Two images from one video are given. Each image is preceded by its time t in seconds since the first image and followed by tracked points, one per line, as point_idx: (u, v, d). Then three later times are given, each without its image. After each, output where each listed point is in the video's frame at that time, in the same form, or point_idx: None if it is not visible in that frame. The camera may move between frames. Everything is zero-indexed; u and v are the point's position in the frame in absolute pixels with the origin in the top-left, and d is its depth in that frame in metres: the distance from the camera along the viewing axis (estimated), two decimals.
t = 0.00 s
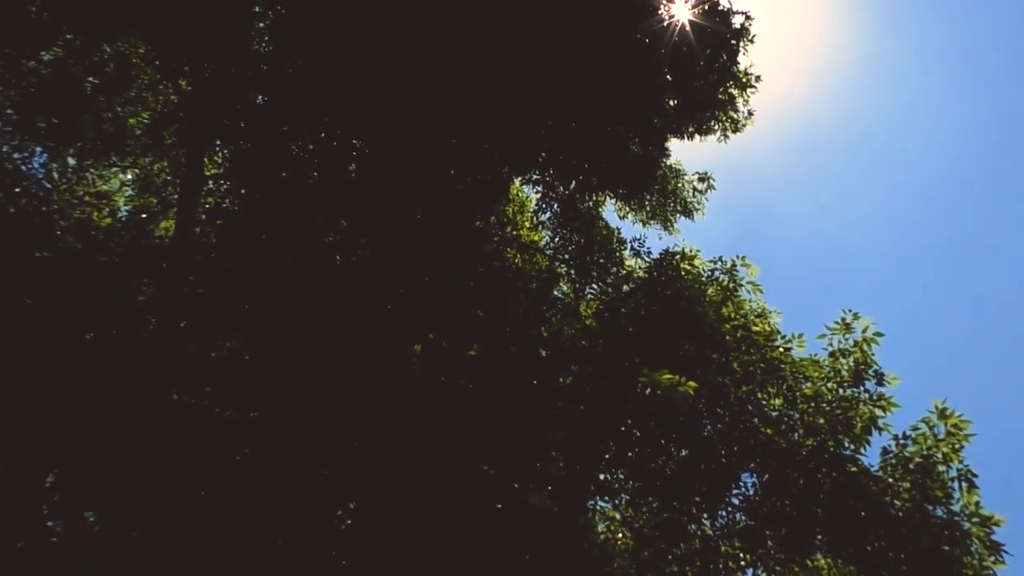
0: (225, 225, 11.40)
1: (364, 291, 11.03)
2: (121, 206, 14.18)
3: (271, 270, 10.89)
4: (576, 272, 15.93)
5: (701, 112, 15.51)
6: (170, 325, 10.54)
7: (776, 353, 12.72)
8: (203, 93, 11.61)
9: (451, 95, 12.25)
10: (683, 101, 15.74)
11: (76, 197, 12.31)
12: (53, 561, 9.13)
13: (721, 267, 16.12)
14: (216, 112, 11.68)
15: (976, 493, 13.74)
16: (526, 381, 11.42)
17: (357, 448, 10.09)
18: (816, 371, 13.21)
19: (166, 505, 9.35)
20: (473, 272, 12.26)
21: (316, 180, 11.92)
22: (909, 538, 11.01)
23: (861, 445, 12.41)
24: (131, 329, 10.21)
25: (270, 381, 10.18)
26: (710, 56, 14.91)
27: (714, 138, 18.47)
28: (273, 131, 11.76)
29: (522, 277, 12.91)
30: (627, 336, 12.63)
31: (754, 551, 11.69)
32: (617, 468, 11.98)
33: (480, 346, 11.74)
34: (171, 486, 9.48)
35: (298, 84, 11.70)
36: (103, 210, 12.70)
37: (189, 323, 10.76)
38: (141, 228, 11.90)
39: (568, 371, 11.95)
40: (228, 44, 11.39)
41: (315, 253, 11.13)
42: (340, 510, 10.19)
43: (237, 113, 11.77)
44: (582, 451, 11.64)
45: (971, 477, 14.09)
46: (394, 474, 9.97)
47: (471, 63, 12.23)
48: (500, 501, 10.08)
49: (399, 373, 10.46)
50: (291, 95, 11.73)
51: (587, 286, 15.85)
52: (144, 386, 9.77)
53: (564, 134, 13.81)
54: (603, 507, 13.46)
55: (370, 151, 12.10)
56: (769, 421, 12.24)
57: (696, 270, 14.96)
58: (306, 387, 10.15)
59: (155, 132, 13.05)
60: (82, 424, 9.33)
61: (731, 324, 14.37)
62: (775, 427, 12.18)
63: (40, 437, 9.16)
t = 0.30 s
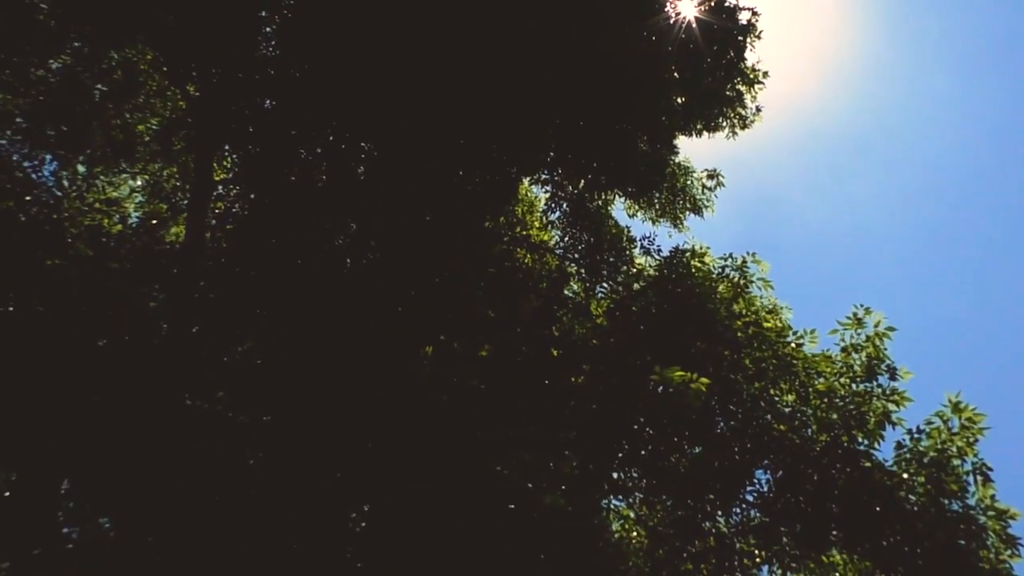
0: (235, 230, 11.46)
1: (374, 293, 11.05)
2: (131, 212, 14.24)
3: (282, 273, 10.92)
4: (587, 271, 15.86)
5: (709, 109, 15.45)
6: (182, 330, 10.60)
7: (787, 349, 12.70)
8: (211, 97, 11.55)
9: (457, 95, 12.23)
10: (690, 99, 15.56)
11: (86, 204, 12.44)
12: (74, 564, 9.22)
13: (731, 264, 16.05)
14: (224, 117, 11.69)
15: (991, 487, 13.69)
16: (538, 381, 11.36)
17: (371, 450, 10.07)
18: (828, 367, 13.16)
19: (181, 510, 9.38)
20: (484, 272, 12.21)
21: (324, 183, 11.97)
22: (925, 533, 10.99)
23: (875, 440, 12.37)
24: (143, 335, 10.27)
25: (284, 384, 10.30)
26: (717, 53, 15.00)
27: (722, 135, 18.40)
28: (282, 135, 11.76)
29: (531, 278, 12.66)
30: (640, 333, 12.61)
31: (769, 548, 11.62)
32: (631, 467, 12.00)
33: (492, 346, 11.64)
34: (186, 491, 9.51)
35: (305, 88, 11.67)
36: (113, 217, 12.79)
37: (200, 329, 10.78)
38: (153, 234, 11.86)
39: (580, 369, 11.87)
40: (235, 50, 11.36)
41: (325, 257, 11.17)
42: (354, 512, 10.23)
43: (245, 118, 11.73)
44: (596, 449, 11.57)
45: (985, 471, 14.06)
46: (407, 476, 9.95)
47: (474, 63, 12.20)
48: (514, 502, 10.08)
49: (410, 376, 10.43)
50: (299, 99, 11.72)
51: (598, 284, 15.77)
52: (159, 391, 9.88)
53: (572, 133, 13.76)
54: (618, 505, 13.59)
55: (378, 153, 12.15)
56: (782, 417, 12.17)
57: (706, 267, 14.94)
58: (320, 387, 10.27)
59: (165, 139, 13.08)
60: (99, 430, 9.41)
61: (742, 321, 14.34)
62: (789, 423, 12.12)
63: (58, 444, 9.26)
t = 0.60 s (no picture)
0: (245, 236, 11.42)
1: (387, 297, 11.11)
2: (144, 220, 14.22)
3: (294, 278, 10.95)
4: (599, 269, 15.69)
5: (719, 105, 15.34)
6: (197, 336, 10.66)
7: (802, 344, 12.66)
8: (223, 103, 11.63)
9: (463, 97, 11.92)
10: (700, 91, 15.51)
11: (99, 213, 12.45)
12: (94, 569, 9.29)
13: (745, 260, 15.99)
14: (234, 122, 11.71)
15: (1011, 478, 13.61)
16: (552, 379, 11.33)
17: (387, 452, 10.05)
18: (843, 361, 13.09)
19: (201, 514, 9.43)
20: (496, 272, 12.10)
21: (336, 186, 11.93)
22: (945, 526, 10.94)
23: (893, 433, 12.30)
24: (157, 342, 10.42)
25: (300, 388, 10.40)
26: (727, 48, 14.92)
27: (732, 131, 18.26)
28: (292, 140, 11.74)
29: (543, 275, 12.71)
30: (656, 332, 12.39)
31: (788, 544, 11.52)
32: (647, 464, 11.87)
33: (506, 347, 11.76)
34: (206, 495, 9.58)
35: (314, 92, 11.60)
36: (127, 225, 12.79)
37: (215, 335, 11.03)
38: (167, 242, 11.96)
39: (594, 368, 11.92)
40: (243, 55, 11.33)
41: (336, 260, 11.22)
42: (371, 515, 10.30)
43: (255, 124, 11.76)
44: (611, 447, 11.54)
45: (1005, 463, 13.98)
46: (425, 479, 9.95)
47: (481, 63, 11.90)
48: (530, 501, 10.07)
49: (426, 378, 10.42)
50: (308, 103, 11.67)
51: (611, 283, 15.49)
52: (175, 397, 10.00)
53: (582, 132, 13.65)
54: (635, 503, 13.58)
55: (388, 155, 12.03)
56: (799, 413, 12.02)
57: (719, 263, 14.89)
58: (336, 391, 10.24)
59: (176, 146, 13.09)
60: (115, 437, 9.48)
61: (756, 316, 14.28)
62: (806, 418, 12.03)
63: (76, 452, 9.35)
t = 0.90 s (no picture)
0: (257, 242, 11.61)
1: (400, 299, 11.07)
2: (156, 228, 14.25)
3: (307, 282, 10.91)
4: (612, 268, 15.50)
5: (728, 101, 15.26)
6: (211, 342, 10.70)
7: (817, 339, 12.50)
8: (230, 108, 11.43)
9: (469, 96, 11.74)
10: (707, 88, 15.68)
11: (112, 221, 12.74)
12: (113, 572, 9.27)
13: (757, 255, 15.94)
14: (244, 128, 11.60)
15: None
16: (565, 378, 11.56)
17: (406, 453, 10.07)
18: (858, 355, 13.01)
19: (218, 520, 9.39)
20: (508, 273, 12.39)
21: (346, 190, 12.13)
22: (964, 519, 10.91)
23: (909, 427, 12.26)
24: (170, 350, 10.84)
25: (315, 395, 10.56)
26: (734, 44, 15.01)
27: (741, 127, 18.19)
28: (302, 144, 11.81)
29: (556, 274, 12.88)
30: (666, 329, 12.63)
31: (806, 540, 11.39)
32: (663, 462, 11.66)
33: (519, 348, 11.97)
34: (224, 500, 9.57)
35: (323, 97, 11.55)
36: (138, 232, 13.04)
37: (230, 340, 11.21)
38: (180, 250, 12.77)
39: (608, 368, 11.86)
40: (252, 59, 11.24)
41: (349, 265, 11.30)
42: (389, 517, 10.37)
43: (264, 129, 11.85)
44: (626, 446, 11.42)
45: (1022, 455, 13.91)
46: (442, 480, 9.97)
47: (488, 61, 11.62)
48: (548, 500, 10.05)
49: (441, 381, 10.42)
50: (318, 107, 11.62)
51: (624, 281, 15.31)
52: (192, 404, 10.04)
53: (590, 129, 13.62)
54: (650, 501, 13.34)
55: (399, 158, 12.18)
56: (813, 408, 12.03)
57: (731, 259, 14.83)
58: (353, 393, 10.36)
59: (187, 153, 13.13)
60: (131, 446, 9.42)
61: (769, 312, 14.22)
62: (821, 413, 12.00)
63: (90, 461, 9.23)
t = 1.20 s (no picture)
0: (269, 247, 11.62)
1: (414, 301, 11.08)
2: (169, 235, 14.37)
3: (319, 287, 11.04)
4: (625, 266, 15.49)
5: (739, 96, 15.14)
6: (226, 348, 10.74)
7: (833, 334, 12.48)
8: (241, 116, 11.54)
9: (480, 99, 11.77)
10: (717, 84, 15.68)
11: (125, 230, 12.57)
12: None
13: (770, 250, 15.86)
14: (255, 135, 11.68)
15: None
16: (582, 378, 11.30)
17: (425, 455, 10.14)
18: (874, 348, 12.94)
19: (239, 524, 9.51)
20: (522, 274, 12.34)
21: (359, 193, 12.06)
22: (985, 512, 10.88)
23: (927, 419, 12.20)
24: (186, 358, 10.92)
25: (332, 400, 10.56)
26: (743, 39, 15.12)
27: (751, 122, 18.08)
28: (312, 149, 11.75)
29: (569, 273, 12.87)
30: (682, 326, 12.54)
31: (825, 535, 11.31)
32: (680, 459, 11.66)
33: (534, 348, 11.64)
34: (245, 505, 9.71)
35: (331, 100, 11.50)
36: (152, 240, 12.81)
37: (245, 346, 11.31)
38: (193, 258, 12.54)
39: (623, 365, 11.87)
40: (262, 66, 11.32)
41: (362, 269, 11.31)
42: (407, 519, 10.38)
43: (274, 134, 11.84)
44: (643, 444, 11.40)
45: None
46: (459, 482, 9.99)
47: (499, 62, 11.62)
48: (566, 500, 10.05)
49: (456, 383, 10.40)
50: (327, 111, 11.56)
51: (638, 279, 15.32)
52: (208, 411, 10.09)
53: (601, 129, 13.55)
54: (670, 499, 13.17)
55: (409, 160, 12.12)
56: (830, 402, 11.96)
57: (744, 254, 14.76)
58: (370, 397, 10.38)
59: (197, 160, 13.17)
60: (154, 452, 9.70)
61: (783, 306, 14.15)
62: (837, 407, 11.94)
63: (115, 469, 9.51)
